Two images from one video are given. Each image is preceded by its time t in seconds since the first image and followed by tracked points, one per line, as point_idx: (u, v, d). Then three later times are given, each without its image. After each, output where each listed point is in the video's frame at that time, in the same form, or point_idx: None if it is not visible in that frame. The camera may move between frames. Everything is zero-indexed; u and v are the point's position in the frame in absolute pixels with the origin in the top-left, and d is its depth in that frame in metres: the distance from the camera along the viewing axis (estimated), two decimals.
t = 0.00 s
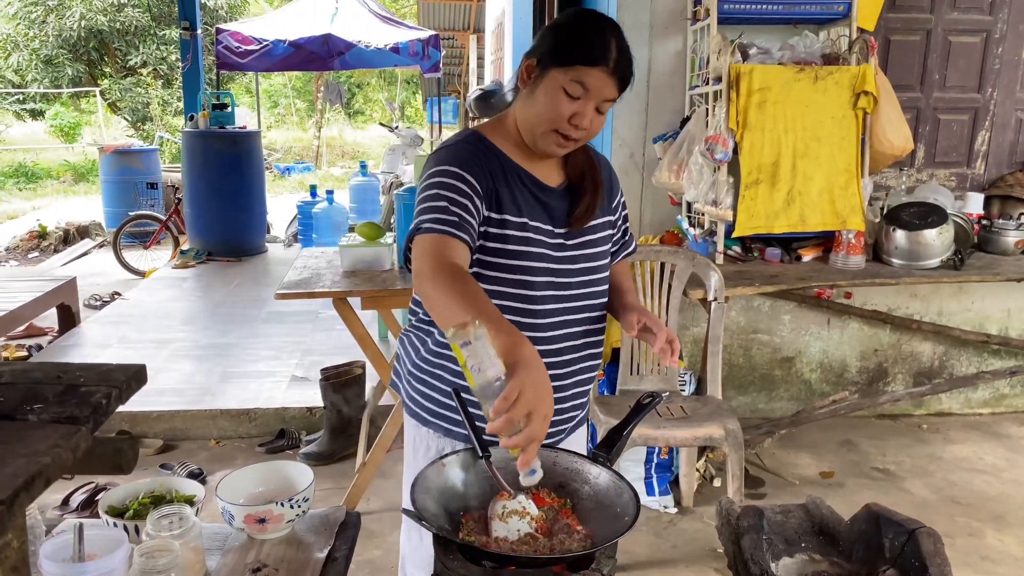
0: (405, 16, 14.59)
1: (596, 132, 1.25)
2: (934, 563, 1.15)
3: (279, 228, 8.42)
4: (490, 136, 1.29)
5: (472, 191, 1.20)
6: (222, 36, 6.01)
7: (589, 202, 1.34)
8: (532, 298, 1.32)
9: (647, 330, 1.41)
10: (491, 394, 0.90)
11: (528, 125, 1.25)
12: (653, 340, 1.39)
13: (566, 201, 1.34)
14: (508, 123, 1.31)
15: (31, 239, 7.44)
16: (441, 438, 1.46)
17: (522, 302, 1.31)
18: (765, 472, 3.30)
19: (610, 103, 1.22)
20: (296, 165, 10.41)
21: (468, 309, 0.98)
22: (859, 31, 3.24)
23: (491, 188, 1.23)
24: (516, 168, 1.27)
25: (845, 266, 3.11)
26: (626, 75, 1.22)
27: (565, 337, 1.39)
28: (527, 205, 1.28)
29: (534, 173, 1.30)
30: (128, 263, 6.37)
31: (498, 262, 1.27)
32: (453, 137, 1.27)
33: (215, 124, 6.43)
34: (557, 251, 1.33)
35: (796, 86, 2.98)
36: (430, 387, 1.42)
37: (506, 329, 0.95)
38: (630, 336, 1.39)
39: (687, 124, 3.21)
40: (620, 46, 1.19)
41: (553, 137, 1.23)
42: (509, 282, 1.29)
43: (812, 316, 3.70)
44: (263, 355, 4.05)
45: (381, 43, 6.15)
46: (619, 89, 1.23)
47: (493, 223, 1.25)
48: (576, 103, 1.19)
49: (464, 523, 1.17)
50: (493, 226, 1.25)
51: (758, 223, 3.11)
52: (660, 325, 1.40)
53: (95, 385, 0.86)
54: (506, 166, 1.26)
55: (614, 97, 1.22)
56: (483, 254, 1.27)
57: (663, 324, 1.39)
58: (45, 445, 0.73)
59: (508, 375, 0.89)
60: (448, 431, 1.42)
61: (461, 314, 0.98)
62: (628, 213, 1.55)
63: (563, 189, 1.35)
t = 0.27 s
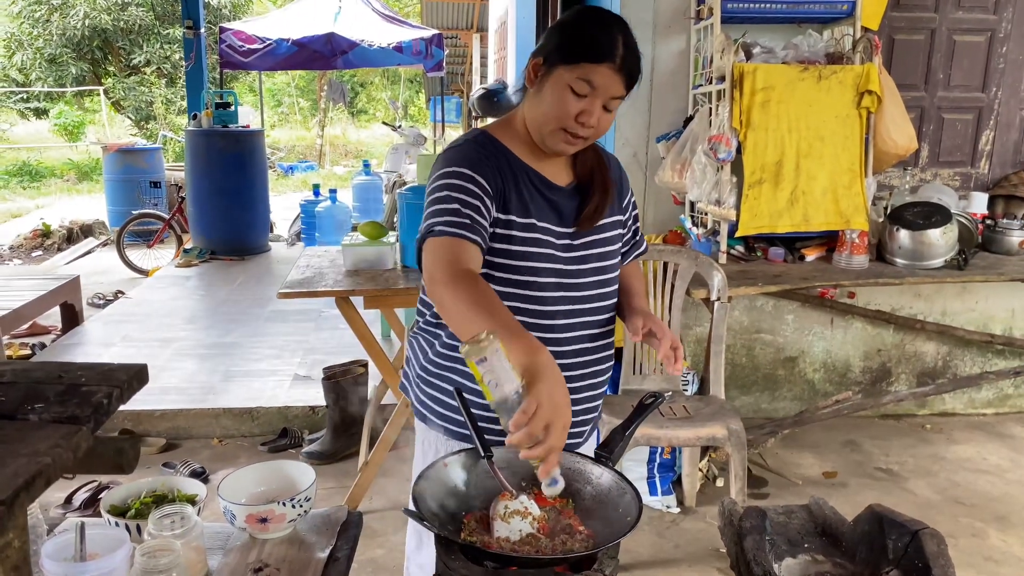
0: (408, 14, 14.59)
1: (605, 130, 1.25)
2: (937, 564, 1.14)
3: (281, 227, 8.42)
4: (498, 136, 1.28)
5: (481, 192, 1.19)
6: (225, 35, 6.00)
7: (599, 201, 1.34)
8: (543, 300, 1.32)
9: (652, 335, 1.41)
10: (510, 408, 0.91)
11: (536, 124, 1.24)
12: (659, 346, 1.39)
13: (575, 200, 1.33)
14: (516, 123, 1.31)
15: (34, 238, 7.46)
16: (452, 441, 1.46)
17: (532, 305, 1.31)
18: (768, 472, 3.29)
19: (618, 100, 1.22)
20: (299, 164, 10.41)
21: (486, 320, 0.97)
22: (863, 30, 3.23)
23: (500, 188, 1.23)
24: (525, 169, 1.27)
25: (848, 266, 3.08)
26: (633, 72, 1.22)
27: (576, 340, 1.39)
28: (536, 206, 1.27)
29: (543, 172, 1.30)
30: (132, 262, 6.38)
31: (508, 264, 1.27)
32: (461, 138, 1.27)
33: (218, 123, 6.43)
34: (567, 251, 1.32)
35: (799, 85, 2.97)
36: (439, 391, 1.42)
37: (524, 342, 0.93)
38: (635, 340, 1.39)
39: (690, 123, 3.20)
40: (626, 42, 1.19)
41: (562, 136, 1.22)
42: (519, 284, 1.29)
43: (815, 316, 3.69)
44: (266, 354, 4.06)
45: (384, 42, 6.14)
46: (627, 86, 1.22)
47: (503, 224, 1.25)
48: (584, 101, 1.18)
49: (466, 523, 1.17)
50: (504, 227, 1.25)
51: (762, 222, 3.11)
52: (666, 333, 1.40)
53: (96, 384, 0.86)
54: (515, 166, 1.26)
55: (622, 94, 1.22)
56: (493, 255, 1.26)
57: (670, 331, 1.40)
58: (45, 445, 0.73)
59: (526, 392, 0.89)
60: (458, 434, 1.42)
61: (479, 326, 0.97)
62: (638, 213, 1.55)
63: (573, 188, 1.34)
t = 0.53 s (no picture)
0: (410, 13, 14.59)
1: (609, 129, 1.24)
2: (940, 564, 1.14)
3: (283, 227, 8.42)
4: (503, 133, 1.28)
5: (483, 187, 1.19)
6: (226, 35, 5.95)
7: (604, 200, 1.33)
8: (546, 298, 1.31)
9: (652, 336, 1.40)
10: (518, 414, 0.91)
11: (540, 122, 1.24)
12: (658, 346, 1.38)
13: (580, 198, 1.33)
14: (522, 121, 1.30)
15: (37, 238, 7.47)
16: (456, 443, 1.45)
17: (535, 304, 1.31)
18: (770, 471, 3.29)
19: (622, 99, 1.21)
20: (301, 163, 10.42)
21: (489, 321, 0.96)
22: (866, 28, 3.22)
23: (503, 184, 1.23)
24: (528, 166, 1.26)
25: (851, 264, 3.09)
26: (638, 71, 1.21)
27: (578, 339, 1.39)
28: (540, 203, 1.27)
29: (547, 170, 1.29)
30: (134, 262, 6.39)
31: (511, 261, 1.26)
32: (466, 134, 1.27)
33: (220, 122, 6.43)
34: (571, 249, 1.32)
35: (802, 84, 2.97)
36: (442, 390, 1.41)
37: (528, 342, 0.92)
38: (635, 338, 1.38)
39: (692, 122, 3.20)
40: (631, 41, 1.19)
41: (565, 134, 1.22)
42: (521, 282, 1.28)
43: (818, 315, 3.69)
44: (268, 353, 4.06)
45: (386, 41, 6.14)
46: (631, 84, 1.22)
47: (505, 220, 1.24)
48: (588, 100, 1.18)
49: (467, 523, 1.17)
50: (506, 223, 1.24)
51: (764, 221, 3.10)
52: (665, 335, 1.39)
53: (96, 384, 0.85)
54: (519, 163, 1.25)
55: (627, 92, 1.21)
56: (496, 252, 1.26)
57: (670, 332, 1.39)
58: (45, 445, 0.72)
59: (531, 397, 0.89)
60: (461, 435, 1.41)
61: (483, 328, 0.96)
62: (648, 214, 1.54)
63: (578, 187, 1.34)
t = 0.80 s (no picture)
0: (410, 13, 14.59)
1: (613, 131, 1.23)
2: (940, 564, 1.14)
3: (284, 226, 8.42)
4: (507, 134, 1.28)
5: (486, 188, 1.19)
6: (227, 35, 5.94)
7: (608, 201, 1.32)
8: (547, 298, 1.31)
9: (652, 335, 1.39)
10: (504, 416, 0.89)
11: (544, 122, 1.24)
12: (659, 346, 1.38)
13: (584, 199, 1.32)
14: (527, 122, 1.30)
15: (38, 238, 7.48)
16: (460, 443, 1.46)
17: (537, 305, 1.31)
18: (771, 471, 3.28)
19: (627, 101, 1.20)
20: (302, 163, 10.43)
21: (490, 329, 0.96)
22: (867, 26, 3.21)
23: (506, 185, 1.22)
24: (532, 167, 1.26)
25: (851, 263, 3.08)
26: (643, 73, 1.21)
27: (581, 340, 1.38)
28: (544, 204, 1.27)
29: (551, 171, 1.29)
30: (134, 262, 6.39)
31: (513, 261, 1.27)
32: (470, 134, 1.27)
33: (221, 122, 6.43)
34: (574, 250, 1.31)
35: (802, 83, 2.96)
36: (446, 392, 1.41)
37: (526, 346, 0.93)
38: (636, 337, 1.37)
39: (692, 121, 3.20)
40: (637, 42, 1.18)
41: (570, 136, 1.21)
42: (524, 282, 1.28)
43: (818, 313, 3.68)
44: (269, 353, 4.06)
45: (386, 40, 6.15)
46: (636, 86, 1.21)
47: (508, 221, 1.24)
48: (592, 102, 1.17)
49: (467, 523, 1.17)
50: (508, 224, 1.24)
51: (765, 220, 3.10)
52: (665, 336, 1.38)
53: (94, 385, 0.85)
54: (522, 164, 1.25)
55: (631, 94, 1.21)
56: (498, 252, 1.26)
57: (670, 333, 1.38)
58: (42, 446, 0.72)
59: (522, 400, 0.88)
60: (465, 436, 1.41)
61: (482, 329, 0.96)
62: (655, 216, 1.53)
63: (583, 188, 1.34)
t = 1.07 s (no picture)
0: (409, 12, 14.59)
1: (619, 131, 1.23)
2: (944, 563, 1.13)
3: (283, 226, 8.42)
4: (514, 133, 1.27)
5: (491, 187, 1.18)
6: (226, 35, 5.95)
7: (614, 202, 1.32)
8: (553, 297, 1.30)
9: (657, 335, 1.40)
10: (508, 410, 0.87)
11: (551, 122, 1.23)
12: (664, 344, 1.38)
13: (591, 200, 1.32)
14: (533, 121, 1.30)
15: (37, 238, 7.48)
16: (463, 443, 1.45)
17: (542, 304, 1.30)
18: (772, 469, 3.28)
19: (633, 102, 1.20)
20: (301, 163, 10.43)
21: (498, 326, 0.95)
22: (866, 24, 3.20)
23: (512, 184, 1.22)
24: (538, 166, 1.26)
25: (851, 261, 3.10)
26: (649, 73, 1.20)
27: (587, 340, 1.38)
28: (549, 204, 1.26)
29: (558, 171, 1.28)
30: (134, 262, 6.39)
31: (518, 261, 1.26)
32: (476, 132, 1.27)
33: (220, 122, 6.42)
34: (579, 250, 1.31)
35: (802, 81, 2.96)
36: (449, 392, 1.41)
37: (532, 345, 0.92)
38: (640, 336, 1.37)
39: (692, 120, 3.19)
40: (643, 42, 1.17)
41: (576, 135, 1.21)
42: (528, 282, 1.27)
43: (819, 312, 3.68)
44: (269, 353, 4.06)
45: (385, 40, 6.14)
46: (643, 86, 1.20)
47: (512, 221, 1.24)
48: (598, 102, 1.17)
49: (468, 524, 1.16)
50: (513, 224, 1.24)
51: (765, 219, 3.09)
52: (671, 335, 1.39)
53: (94, 386, 0.85)
54: (528, 163, 1.25)
55: (638, 94, 1.20)
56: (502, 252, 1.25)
57: (675, 333, 1.39)
58: (41, 448, 0.72)
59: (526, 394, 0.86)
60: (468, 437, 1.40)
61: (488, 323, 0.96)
62: (661, 216, 1.52)
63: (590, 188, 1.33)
